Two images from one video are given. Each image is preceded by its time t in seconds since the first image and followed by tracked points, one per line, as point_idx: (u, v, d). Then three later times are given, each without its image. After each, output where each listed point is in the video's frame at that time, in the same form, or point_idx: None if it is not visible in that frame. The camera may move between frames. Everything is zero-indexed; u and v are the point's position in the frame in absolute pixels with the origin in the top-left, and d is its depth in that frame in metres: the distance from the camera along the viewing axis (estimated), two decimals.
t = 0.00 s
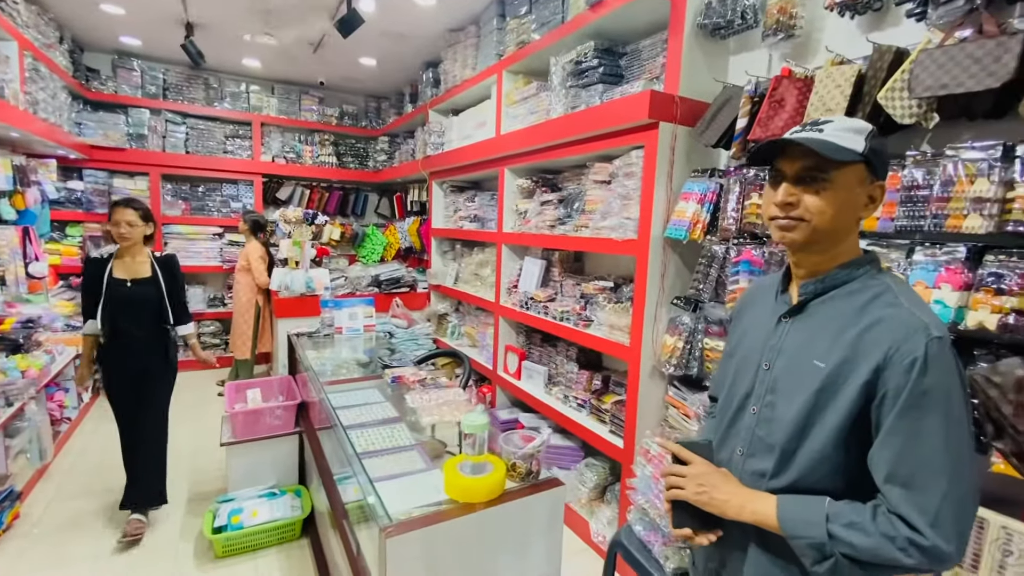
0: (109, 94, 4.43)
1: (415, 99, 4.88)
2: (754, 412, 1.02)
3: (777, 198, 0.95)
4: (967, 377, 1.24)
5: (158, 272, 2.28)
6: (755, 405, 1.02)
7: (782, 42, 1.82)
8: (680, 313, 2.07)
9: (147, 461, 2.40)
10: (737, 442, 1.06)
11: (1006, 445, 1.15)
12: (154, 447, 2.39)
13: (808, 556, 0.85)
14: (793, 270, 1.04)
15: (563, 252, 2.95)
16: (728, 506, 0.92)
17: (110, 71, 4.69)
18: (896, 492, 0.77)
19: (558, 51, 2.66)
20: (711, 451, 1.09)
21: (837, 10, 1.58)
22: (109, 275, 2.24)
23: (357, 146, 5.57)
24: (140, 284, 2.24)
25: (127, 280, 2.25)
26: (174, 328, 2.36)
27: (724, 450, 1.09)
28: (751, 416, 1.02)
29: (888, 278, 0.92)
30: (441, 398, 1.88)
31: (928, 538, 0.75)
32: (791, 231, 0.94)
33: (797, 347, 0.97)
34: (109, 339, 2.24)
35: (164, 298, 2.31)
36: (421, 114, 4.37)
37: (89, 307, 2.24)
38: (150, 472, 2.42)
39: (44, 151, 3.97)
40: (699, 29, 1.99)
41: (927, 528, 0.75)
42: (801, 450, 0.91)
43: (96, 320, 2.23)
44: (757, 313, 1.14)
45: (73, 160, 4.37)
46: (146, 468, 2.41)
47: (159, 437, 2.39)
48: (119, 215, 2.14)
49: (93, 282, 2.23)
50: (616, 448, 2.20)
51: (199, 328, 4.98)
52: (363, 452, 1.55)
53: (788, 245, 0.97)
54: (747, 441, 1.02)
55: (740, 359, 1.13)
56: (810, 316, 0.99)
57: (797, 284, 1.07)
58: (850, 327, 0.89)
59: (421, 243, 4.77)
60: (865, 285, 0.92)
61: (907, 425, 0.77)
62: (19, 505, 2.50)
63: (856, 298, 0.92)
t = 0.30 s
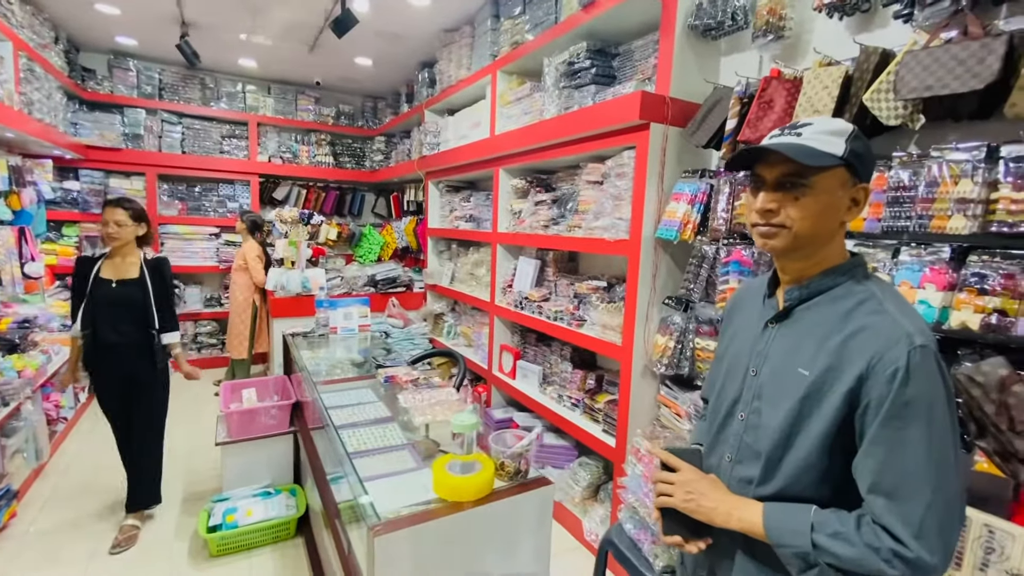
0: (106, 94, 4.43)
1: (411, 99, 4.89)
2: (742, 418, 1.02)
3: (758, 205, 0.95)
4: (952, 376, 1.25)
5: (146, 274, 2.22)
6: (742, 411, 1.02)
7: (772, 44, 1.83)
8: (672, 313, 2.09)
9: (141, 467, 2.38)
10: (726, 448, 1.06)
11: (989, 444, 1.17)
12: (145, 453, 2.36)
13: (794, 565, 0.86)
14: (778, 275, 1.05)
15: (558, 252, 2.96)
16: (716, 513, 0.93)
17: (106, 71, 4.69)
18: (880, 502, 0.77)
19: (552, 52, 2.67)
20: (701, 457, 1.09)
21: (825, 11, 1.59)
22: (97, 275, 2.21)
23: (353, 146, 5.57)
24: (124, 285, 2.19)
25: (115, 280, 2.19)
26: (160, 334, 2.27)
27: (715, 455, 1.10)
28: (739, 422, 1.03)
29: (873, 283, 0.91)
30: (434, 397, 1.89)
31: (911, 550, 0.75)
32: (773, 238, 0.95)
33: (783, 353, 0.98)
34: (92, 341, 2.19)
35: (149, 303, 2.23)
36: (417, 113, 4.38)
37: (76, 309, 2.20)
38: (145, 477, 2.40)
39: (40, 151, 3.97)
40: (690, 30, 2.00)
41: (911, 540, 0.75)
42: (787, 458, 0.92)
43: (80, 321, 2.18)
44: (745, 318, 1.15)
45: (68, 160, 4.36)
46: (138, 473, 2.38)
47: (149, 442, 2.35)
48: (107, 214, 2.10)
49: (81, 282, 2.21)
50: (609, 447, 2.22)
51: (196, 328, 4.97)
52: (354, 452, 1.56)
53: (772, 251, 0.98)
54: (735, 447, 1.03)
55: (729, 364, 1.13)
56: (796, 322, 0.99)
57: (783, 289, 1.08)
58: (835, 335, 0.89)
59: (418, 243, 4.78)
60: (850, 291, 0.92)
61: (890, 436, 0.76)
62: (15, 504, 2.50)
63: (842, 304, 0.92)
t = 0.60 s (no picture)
0: (108, 92, 4.45)
1: (412, 94, 4.88)
2: (736, 414, 1.02)
3: (753, 197, 0.94)
4: (949, 371, 1.23)
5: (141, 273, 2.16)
6: (736, 408, 1.02)
7: (771, 36, 1.81)
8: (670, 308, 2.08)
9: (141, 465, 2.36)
10: (720, 444, 1.05)
11: (986, 439, 1.16)
12: (146, 450, 2.34)
13: (786, 562, 0.84)
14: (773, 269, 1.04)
15: (557, 247, 2.95)
16: (707, 509, 0.92)
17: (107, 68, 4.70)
18: (872, 501, 0.76)
19: (550, 46, 2.66)
20: (694, 453, 1.08)
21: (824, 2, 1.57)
22: (94, 272, 2.16)
23: (354, 142, 5.58)
24: (118, 283, 2.13)
25: (109, 278, 2.15)
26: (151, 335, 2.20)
27: (709, 451, 1.09)
28: (733, 418, 1.02)
29: (870, 278, 0.90)
30: (431, 392, 1.90)
31: (904, 549, 0.73)
32: (769, 231, 0.94)
33: (777, 349, 0.96)
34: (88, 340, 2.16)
35: (143, 302, 2.17)
36: (417, 109, 4.38)
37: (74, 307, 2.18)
38: (146, 475, 2.38)
39: (43, 148, 3.99)
40: (689, 22, 1.98)
41: (903, 540, 0.74)
42: (780, 455, 0.91)
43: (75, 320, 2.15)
44: (740, 313, 1.14)
45: (71, 157, 4.38)
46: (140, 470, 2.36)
47: (149, 441, 2.33)
48: (101, 210, 2.05)
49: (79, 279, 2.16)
50: (607, 442, 2.22)
51: (199, 324, 5.00)
52: (351, 446, 1.56)
53: (767, 245, 0.96)
54: (729, 444, 1.02)
55: (724, 359, 1.13)
56: (791, 317, 0.98)
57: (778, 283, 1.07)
58: (829, 331, 0.88)
59: (419, 239, 4.79)
60: (846, 286, 0.91)
61: (883, 434, 0.75)
62: (18, 498, 2.53)
63: (837, 300, 0.90)
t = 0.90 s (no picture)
0: (115, 88, 4.48)
1: (416, 88, 4.86)
2: (728, 407, 0.99)
3: (750, 183, 0.91)
4: (959, 364, 1.20)
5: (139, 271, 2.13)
6: (729, 400, 0.99)
7: (776, 21, 1.76)
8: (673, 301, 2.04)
9: (145, 461, 2.37)
10: (711, 438, 1.03)
11: (996, 435, 1.12)
12: (150, 446, 2.35)
13: (782, 558, 0.81)
14: (768, 258, 1.01)
15: (560, 241, 2.92)
16: (700, 505, 0.89)
17: (114, 65, 4.73)
18: (871, 493, 0.73)
19: (553, 36, 2.62)
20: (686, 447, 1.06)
21: None
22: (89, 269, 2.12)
23: (359, 137, 5.58)
24: (117, 282, 2.11)
25: (106, 276, 2.12)
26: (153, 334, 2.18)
27: (700, 444, 1.06)
28: (725, 411, 0.99)
29: (865, 267, 0.88)
30: (430, 387, 1.88)
31: (903, 542, 0.71)
32: (765, 219, 0.91)
33: (771, 339, 0.93)
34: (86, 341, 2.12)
35: (144, 301, 2.15)
36: (421, 103, 4.36)
37: (70, 307, 2.13)
38: (152, 470, 2.39)
39: (50, 145, 4.02)
40: (692, 10, 1.94)
41: (903, 532, 0.71)
42: (775, 447, 0.88)
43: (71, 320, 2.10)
44: (731, 304, 1.11)
45: (78, 154, 4.41)
46: (144, 465, 2.37)
47: (152, 437, 2.33)
48: (95, 203, 2.02)
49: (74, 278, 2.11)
50: (609, 437, 2.19)
51: (206, 320, 5.03)
52: (348, 440, 1.55)
53: (763, 232, 0.93)
54: (721, 437, 0.99)
55: (715, 351, 1.09)
56: (785, 307, 0.95)
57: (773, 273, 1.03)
58: (825, 320, 0.85)
59: (423, 234, 4.77)
60: (842, 274, 0.88)
61: (883, 424, 0.73)
62: (25, 491, 2.56)
63: (833, 288, 0.88)
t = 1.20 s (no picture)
0: (118, 89, 4.51)
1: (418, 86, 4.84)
2: (709, 402, 0.95)
3: (735, 173, 0.87)
4: (967, 363, 1.15)
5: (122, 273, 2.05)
6: (709, 395, 0.95)
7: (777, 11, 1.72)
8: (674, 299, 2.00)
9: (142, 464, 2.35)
10: (692, 435, 0.99)
11: (1004, 437, 1.07)
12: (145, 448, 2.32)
13: (780, 551, 0.78)
14: (744, 250, 0.97)
15: (561, 239, 2.89)
16: (694, 507, 0.85)
17: (117, 66, 4.75)
18: (867, 477, 0.72)
19: (552, 31, 2.59)
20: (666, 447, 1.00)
21: None
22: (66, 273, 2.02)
23: (362, 135, 5.57)
24: (99, 286, 2.03)
25: (86, 280, 2.03)
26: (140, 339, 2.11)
27: (679, 443, 1.02)
28: (706, 406, 0.95)
29: (839, 255, 0.88)
30: (426, 387, 1.86)
31: (901, 521, 0.71)
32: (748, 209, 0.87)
33: (752, 331, 0.90)
34: (68, 349, 2.03)
35: (128, 305, 2.07)
36: (423, 100, 4.33)
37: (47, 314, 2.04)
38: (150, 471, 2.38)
39: (55, 145, 4.05)
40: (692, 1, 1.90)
41: (898, 511, 0.71)
42: (764, 440, 0.85)
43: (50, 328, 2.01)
44: (701, 297, 1.07)
45: (82, 154, 4.43)
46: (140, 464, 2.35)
47: (146, 439, 2.30)
48: (71, 201, 1.94)
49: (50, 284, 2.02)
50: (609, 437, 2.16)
51: (211, 319, 5.05)
52: (341, 441, 1.54)
53: (744, 224, 0.90)
54: (703, 433, 0.95)
55: (687, 346, 1.05)
56: (764, 298, 0.92)
57: (748, 266, 1.00)
58: (808, 309, 0.84)
59: (426, 232, 4.75)
60: (819, 263, 0.87)
61: (876, 407, 0.72)
62: (27, 490, 2.57)
63: (812, 276, 0.87)
